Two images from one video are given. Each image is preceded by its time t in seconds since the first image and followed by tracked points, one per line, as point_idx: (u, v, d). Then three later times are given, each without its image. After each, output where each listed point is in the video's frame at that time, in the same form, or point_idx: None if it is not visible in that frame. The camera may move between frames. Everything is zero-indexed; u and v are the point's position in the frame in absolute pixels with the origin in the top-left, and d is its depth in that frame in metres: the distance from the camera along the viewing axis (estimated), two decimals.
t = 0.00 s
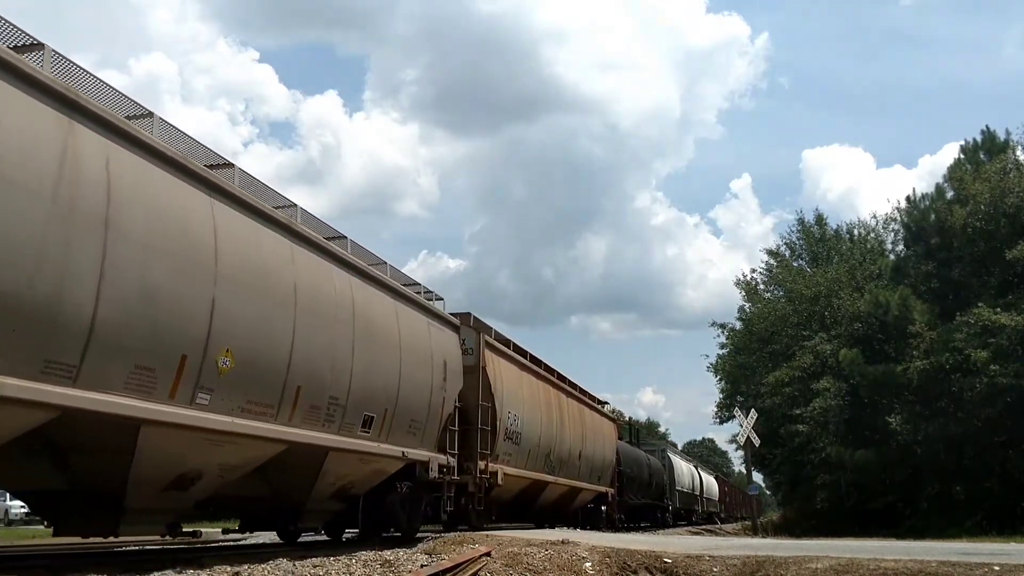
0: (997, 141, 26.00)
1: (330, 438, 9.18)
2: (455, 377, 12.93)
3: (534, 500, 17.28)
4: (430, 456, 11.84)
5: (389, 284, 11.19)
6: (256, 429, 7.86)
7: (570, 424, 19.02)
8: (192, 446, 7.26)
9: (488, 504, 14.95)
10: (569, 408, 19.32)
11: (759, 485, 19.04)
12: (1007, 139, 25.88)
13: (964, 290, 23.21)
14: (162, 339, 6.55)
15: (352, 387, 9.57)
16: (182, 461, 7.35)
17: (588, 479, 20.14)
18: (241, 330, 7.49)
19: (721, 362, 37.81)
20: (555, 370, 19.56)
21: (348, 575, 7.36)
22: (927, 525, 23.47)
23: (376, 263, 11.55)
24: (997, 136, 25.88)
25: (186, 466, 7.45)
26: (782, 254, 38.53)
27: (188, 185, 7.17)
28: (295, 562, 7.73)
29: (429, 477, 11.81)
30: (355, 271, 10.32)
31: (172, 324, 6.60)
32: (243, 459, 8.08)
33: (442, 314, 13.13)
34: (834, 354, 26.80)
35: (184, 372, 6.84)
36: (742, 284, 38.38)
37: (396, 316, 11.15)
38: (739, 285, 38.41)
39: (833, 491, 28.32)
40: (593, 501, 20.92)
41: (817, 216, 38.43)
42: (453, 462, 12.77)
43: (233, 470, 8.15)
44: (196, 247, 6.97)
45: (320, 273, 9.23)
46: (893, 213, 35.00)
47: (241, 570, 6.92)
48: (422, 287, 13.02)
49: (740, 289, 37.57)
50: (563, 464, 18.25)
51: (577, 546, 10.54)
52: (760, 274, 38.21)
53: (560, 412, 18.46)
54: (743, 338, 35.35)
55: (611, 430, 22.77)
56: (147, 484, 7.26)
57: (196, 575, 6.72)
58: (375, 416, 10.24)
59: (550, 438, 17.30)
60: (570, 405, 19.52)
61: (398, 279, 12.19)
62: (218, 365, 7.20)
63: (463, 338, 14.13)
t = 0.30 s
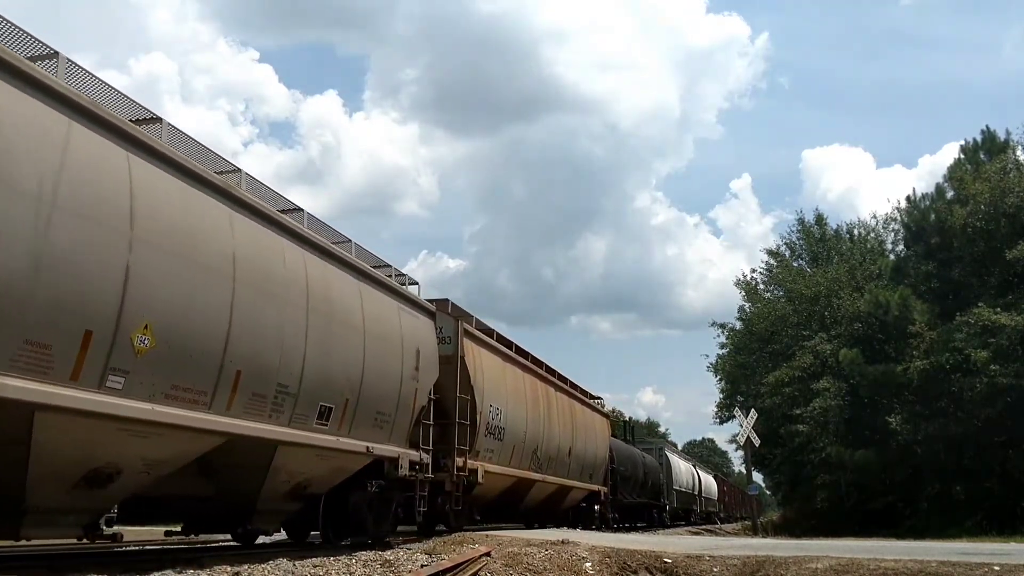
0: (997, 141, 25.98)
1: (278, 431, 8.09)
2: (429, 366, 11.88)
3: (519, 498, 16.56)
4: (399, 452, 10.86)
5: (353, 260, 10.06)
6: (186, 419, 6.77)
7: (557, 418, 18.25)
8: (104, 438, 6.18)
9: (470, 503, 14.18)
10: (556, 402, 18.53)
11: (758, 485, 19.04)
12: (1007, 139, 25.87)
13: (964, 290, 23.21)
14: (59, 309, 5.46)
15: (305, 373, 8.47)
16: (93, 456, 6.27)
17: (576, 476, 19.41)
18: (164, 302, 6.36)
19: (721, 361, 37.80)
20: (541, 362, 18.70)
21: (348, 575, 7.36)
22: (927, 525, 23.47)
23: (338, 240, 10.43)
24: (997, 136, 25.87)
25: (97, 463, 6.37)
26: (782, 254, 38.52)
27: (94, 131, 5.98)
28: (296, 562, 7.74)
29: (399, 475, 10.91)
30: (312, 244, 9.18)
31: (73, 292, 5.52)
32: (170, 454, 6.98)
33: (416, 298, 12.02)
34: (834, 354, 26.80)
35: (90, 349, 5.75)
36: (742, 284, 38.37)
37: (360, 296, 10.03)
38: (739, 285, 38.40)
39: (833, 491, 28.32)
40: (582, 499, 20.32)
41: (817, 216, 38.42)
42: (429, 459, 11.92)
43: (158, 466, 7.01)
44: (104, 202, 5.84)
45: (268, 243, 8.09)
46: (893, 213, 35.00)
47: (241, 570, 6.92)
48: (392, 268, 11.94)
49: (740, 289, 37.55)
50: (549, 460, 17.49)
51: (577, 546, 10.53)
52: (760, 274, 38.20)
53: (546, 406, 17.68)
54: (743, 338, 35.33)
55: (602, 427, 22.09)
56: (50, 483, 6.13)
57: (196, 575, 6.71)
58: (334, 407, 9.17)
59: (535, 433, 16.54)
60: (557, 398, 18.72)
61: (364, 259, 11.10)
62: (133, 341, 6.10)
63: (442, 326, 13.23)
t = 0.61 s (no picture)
0: (997, 141, 25.98)
1: (212, 420, 7.47)
2: (399, 353, 11.24)
3: (500, 498, 15.88)
4: (362, 447, 10.29)
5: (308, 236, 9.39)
6: (94, 404, 6.17)
7: (544, 414, 17.52)
8: None
9: (447, 503, 13.39)
10: (543, 397, 17.82)
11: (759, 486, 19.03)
12: (1007, 139, 25.87)
13: (964, 290, 23.21)
14: None
15: (246, 359, 7.85)
16: None
17: (562, 474, 18.70)
18: (64, 274, 5.74)
19: (721, 362, 37.76)
20: (528, 355, 17.92)
21: (348, 575, 7.36)
22: (927, 525, 23.46)
23: (293, 214, 9.77)
24: (997, 136, 25.86)
25: None
26: (782, 254, 38.49)
27: None
28: (296, 562, 7.74)
29: (362, 472, 10.27)
30: (261, 216, 8.50)
31: None
32: (77, 446, 6.45)
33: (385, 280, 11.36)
34: (834, 355, 26.80)
35: None
36: (742, 284, 38.34)
37: (316, 277, 9.37)
38: (739, 285, 38.36)
39: (833, 491, 28.32)
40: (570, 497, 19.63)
41: (817, 216, 38.40)
42: (398, 455, 11.31)
43: (67, 459, 6.54)
44: None
45: (205, 216, 7.43)
46: (893, 213, 35.00)
47: (242, 570, 6.92)
48: (360, 246, 11.27)
49: (740, 289, 37.51)
50: (534, 458, 16.76)
51: (577, 546, 10.53)
52: (760, 274, 38.18)
53: (532, 401, 16.94)
54: (743, 338, 35.31)
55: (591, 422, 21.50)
56: None
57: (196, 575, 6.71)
58: (283, 397, 8.57)
59: (518, 430, 15.81)
60: (544, 393, 17.99)
61: (325, 236, 10.53)
62: (25, 313, 5.48)
63: (416, 313, 12.41)
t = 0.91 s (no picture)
0: (997, 141, 25.98)
1: (130, 411, 6.24)
2: (360, 338, 9.90)
3: (483, 497, 14.90)
4: (319, 442, 9.03)
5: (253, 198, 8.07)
6: None
7: (530, 407, 16.46)
8: None
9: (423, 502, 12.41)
10: (530, 389, 16.76)
11: (758, 486, 19.02)
12: (1007, 139, 25.86)
13: (964, 290, 23.20)
14: None
15: (172, 335, 6.58)
16: None
17: (549, 470, 17.67)
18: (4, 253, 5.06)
19: (721, 361, 37.71)
20: (513, 344, 16.81)
21: (348, 575, 7.35)
22: (927, 525, 23.43)
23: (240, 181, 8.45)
24: (997, 136, 25.84)
25: None
26: (782, 254, 38.47)
27: None
28: (295, 562, 7.71)
29: (319, 469, 9.03)
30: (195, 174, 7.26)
31: None
32: None
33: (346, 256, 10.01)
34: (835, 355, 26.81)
35: None
36: (742, 284, 38.30)
37: (262, 246, 8.05)
38: (739, 285, 38.32)
39: (834, 490, 28.59)
40: (558, 495, 18.65)
41: (817, 216, 38.37)
42: (362, 450, 10.07)
43: None
44: None
45: (117, 163, 6.15)
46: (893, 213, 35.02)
47: (241, 570, 6.91)
48: (320, 219, 9.95)
49: (740, 289, 37.45)
50: (519, 455, 15.69)
51: (577, 546, 10.51)
52: (760, 274, 38.15)
53: (517, 393, 15.84)
54: (743, 338, 35.28)
55: (582, 416, 20.44)
56: None
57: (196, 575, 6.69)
58: (222, 383, 7.30)
59: (502, 424, 14.71)
60: (531, 385, 16.91)
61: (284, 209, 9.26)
62: None
63: (383, 297, 11.08)
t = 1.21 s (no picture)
0: (997, 141, 25.97)
1: (20, 391, 5.40)
2: (314, 319, 8.95)
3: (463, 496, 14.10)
4: (262, 434, 8.06)
5: (182, 154, 7.13)
6: None
7: (515, 401, 15.61)
8: None
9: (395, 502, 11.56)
10: (515, 383, 15.90)
11: (758, 486, 19.03)
12: (1007, 139, 25.86)
13: (964, 289, 23.19)
14: None
15: (73, 306, 5.72)
16: None
17: (535, 468, 16.82)
18: None
19: (721, 361, 37.67)
20: (498, 335, 15.91)
21: (348, 575, 7.35)
22: (927, 525, 23.44)
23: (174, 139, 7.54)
24: (997, 136, 25.86)
25: None
26: (782, 254, 38.47)
27: None
28: (295, 562, 7.71)
29: (264, 464, 8.11)
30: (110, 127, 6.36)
31: None
32: None
33: (298, 228, 9.05)
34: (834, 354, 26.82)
35: None
36: (742, 284, 38.30)
37: (193, 210, 7.12)
38: (739, 285, 38.29)
39: (834, 490, 28.66)
40: (545, 493, 17.83)
41: (817, 216, 38.36)
42: (315, 444, 9.11)
43: None
44: None
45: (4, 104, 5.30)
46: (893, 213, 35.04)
47: (242, 570, 6.90)
48: (272, 188, 9.06)
49: (740, 289, 37.49)
50: (502, 452, 14.83)
51: (577, 546, 10.52)
52: (760, 274, 38.15)
53: (501, 386, 14.96)
54: (743, 338, 35.26)
55: (570, 412, 19.59)
56: None
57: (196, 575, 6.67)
58: (138, 364, 6.40)
59: (483, 419, 13.84)
60: (516, 378, 16.03)
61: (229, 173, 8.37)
62: None
63: (348, 279, 10.31)
